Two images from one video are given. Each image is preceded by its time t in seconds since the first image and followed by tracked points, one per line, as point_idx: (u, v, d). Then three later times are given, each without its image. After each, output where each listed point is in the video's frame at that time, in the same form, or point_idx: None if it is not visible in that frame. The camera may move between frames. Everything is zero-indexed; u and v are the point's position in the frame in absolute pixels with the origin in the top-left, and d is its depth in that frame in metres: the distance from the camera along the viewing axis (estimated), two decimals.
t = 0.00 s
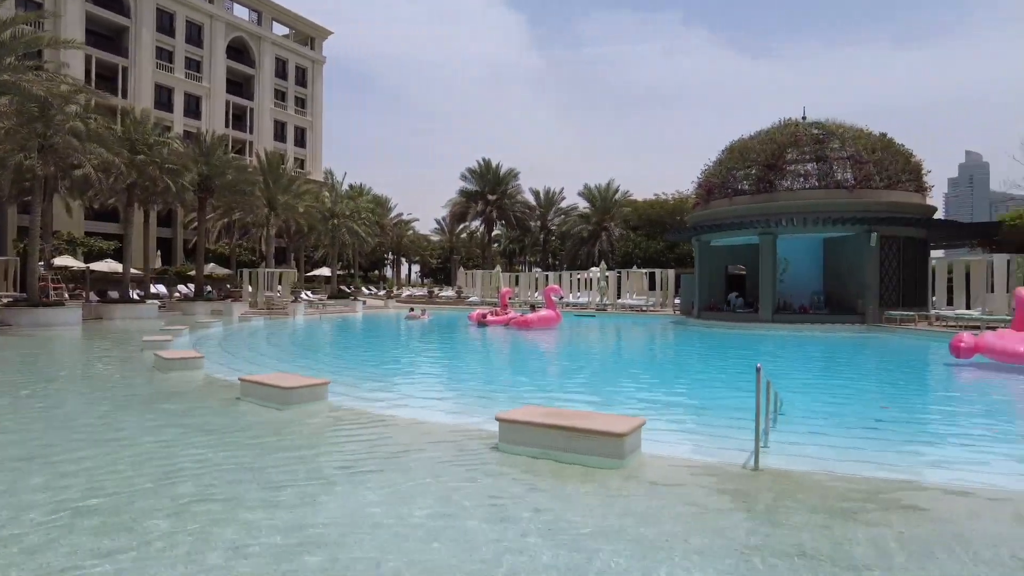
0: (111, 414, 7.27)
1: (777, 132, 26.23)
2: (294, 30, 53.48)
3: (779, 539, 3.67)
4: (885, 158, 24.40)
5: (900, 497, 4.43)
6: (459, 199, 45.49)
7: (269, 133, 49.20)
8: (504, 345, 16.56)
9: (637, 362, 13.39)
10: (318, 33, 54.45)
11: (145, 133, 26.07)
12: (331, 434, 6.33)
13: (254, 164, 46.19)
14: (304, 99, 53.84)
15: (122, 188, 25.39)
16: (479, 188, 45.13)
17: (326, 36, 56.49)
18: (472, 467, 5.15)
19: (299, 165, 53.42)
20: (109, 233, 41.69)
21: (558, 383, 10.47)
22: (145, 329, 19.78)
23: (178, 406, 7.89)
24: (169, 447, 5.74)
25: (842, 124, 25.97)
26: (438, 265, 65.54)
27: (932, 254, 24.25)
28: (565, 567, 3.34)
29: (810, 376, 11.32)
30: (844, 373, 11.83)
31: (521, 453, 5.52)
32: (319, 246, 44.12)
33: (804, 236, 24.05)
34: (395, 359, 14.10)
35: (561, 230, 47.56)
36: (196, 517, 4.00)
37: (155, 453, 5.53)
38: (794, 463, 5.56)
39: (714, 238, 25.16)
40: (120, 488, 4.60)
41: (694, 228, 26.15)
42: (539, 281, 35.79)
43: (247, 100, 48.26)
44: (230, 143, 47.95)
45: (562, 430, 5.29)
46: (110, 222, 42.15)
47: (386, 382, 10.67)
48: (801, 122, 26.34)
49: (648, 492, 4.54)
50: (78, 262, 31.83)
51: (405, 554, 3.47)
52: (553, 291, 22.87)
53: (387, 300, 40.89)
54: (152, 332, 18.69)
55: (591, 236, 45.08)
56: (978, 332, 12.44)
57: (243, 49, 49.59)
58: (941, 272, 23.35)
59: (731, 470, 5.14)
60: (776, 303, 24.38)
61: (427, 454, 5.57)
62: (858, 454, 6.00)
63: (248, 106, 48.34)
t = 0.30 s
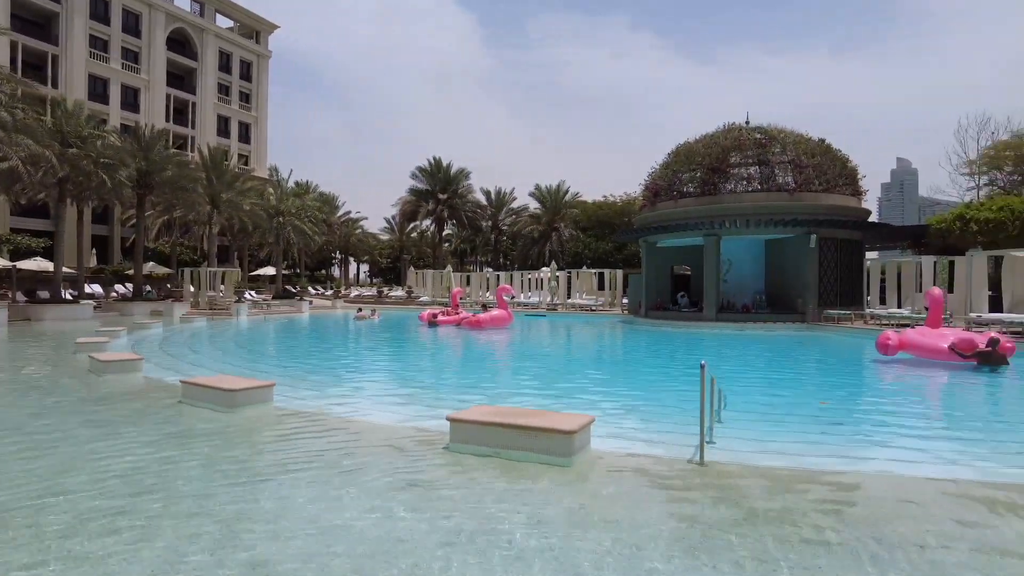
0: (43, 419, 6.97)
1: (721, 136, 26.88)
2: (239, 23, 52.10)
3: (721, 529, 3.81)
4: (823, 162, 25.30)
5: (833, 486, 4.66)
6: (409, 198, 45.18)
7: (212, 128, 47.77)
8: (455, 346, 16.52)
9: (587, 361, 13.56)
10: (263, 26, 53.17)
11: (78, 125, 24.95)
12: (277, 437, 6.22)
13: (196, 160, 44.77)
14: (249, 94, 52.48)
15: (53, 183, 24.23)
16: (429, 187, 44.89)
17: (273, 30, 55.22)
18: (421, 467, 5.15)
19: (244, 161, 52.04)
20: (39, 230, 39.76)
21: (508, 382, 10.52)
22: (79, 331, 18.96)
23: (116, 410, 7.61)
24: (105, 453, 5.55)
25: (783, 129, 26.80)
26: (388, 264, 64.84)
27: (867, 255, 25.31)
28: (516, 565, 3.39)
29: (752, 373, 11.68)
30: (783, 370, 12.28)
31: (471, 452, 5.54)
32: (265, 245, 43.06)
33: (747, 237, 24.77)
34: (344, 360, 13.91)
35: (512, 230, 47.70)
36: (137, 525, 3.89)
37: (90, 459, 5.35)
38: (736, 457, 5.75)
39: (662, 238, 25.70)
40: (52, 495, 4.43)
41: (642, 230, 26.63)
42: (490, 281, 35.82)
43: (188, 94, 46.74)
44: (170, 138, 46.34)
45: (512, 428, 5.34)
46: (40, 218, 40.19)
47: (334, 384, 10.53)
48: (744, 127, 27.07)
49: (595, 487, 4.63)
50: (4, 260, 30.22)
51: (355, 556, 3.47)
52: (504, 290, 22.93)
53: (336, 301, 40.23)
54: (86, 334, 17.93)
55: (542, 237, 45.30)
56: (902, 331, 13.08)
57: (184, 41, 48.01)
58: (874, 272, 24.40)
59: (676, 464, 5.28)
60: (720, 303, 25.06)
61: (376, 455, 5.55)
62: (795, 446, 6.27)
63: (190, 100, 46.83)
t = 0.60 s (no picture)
0: None
1: (676, 139, 27.35)
2: (190, 15, 50.71)
3: (679, 527, 3.87)
4: (775, 166, 25.97)
5: (787, 480, 4.81)
6: (366, 196, 44.74)
7: (162, 123, 46.37)
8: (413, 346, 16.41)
9: (546, 360, 13.65)
10: (215, 19, 51.87)
11: (17, 118, 23.90)
12: (232, 439, 6.11)
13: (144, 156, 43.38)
14: (201, 88, 51.11)
15: None
16: (387, 186, 44.51)
17: (225, 23, 53.92)
18: (381, 468, 5.14)
19: (195, 158, 50.68)
20: None
21: (467, 382, 10.51)
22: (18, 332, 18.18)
23: (60, 414, 7.35)
24: (51, 458, 5.36)
25: (736, 132, 27.39)
26: (345, 263, 64.01)
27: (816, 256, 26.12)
28: (477, 567, 3.37)
29: (707, 371, 11.94)
30: (736, 368, 12.59)
31: (430, 452, 5.54)
32: (217, 244, 42.02)
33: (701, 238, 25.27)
34: (300, 361, 13.69)
35: (471, 229, 47.64)
36: (81, 535, 3.74)
37: (35, 465, 5.16)
38: (690, 454, 5.87)
39: (619, 239, 26.06)
40: None
41: (600, 230, 26.94)
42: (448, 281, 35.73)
43: (136, 87, 45.27)
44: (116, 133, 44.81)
45: (472, 428, 5.36)
46: None
47: (290, 385, 10.37)
48: (699, 130, 27.58)
49: (555, 485, 4.69)
50: None
51: (312, 563, 3.40)
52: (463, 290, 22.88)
53: (291, 300, 39.53)
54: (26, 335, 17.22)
55: (501, 236, 45.34)
56: (842, 328, 13.41)
57: (132, 32, 46.46)
58: (823, 272, 25.20)
59: (634, 463, 5.35)
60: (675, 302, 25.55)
61: (334, 456, 5.50)
62: (748, 443, 6.43)
63: (137, 94, 45.37)
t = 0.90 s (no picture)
0: None
1: (637, 140, 27.72)
2: (143, 7, 49.30)
3: (641, 524, 3.91)
4: (733, 168, 26.54)
5: (743, 476, 4.94)
6: (327, 195, 44.20)
7: (114, 118, 44.97)
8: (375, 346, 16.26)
9: (510, 360, 13.69)
10: (170, 12, 50.55)
11: None
12: (188, 442, 5.98)
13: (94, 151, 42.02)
14: (155, 82, 49.74)
15: None
16: (349, 184, 44.03)
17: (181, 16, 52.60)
18: (343, 469, 5.10)
19: (148, 154, 49.27)
20: None
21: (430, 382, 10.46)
22: None
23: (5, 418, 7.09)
24: None
25: (696, 135, 27.85)
26: (304, 263, 63.03)
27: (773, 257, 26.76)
28: (441, 564, 3.40)
29: (668, 370, 12.13)
30: (695, 365, 12.89)
31: (394, 453, 5.51)
32: (172, 242, 40.94)
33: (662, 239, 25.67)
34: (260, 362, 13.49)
35: (434, 229, 47.42)
36: (34, 540, 3.66)
37: None
38: (652, 450, 5.98)
39: (582, 239, 26.36)
40: None
41: (563, 230, 27.15)
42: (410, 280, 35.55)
43: (86, 80, 43.81)
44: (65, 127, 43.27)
45: (435, 428, 5.36)
46: None
47: (249, 387, 10.20)
48: (660, 133, 27.97)
49: (519, 483, 4.71)
50: None
51: (272, 568, 3.34)
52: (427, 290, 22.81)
53: (249, 300, 38.75)
54: None
55: (464, 236, 45.22)
56: (795, 327, 13.82)
57: (82, 23, 44.94)
58: (779, 272, 25.83)
59: (596, 459, 5.44)
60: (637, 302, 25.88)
61: (294, 458, 5.43)
62: (707, 438, 6.59)
63: (88, 87, 43.90)
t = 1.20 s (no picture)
0: None
1: (603, 142, 27.93)
2: None
3: (607, 523, 3.93)
4: (696, 170, 26.93)
5: (709, 472, 5.02)
6: (291, 193, 43.53)
7: (67, 112, 43.55)
8: (340, 347, 16.06)
9: (476, 360, 13.67)
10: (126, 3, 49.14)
11: None
12: (148, 445, 5.82)
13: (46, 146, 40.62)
14: (111, 76, 48.33)
15: None
16: (313, 182, 43.43)
17: (138, 8, 51.19)
18: (311, 471, 5.02)
19: (104, 149, 47.83)
20: None
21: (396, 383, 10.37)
22: None
23: None
24: None
25: (660, 137, 28.17)
26: (267, 262, 61.96)
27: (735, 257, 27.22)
28: (414, 565, 3.38)
29: (633, 369, 12.26)
30: (658, 364, 13.06)
31: (361, 455, 5.45)
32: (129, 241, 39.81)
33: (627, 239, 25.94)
34: (221, 363, 13.26)
35: (399, 228, 47.04)
36: None
37: None
38: (618, 448, 6.04)
39: (549, 239, 26.49)
40: None
41: (530, 231, 27.22)
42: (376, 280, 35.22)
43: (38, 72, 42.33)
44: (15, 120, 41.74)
45: (403, 428, 5.33)
46: None
47: (210, 388, 9.98)
48: (625, 134, 28.20)
49: (490, 483, 4.71)
50: None
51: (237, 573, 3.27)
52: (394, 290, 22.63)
53: (210, 300, 37.92)
54: None
55: (430, 235, 44.94)
56: (752, 326, 13.97)
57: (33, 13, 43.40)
58: (741, 272, 26.31)
59: (565, 458, 5.46)
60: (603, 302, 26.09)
61: (259, 460, 5.34)
62: (671, 436, 6.70)
63: (39, 80, 42.42)
